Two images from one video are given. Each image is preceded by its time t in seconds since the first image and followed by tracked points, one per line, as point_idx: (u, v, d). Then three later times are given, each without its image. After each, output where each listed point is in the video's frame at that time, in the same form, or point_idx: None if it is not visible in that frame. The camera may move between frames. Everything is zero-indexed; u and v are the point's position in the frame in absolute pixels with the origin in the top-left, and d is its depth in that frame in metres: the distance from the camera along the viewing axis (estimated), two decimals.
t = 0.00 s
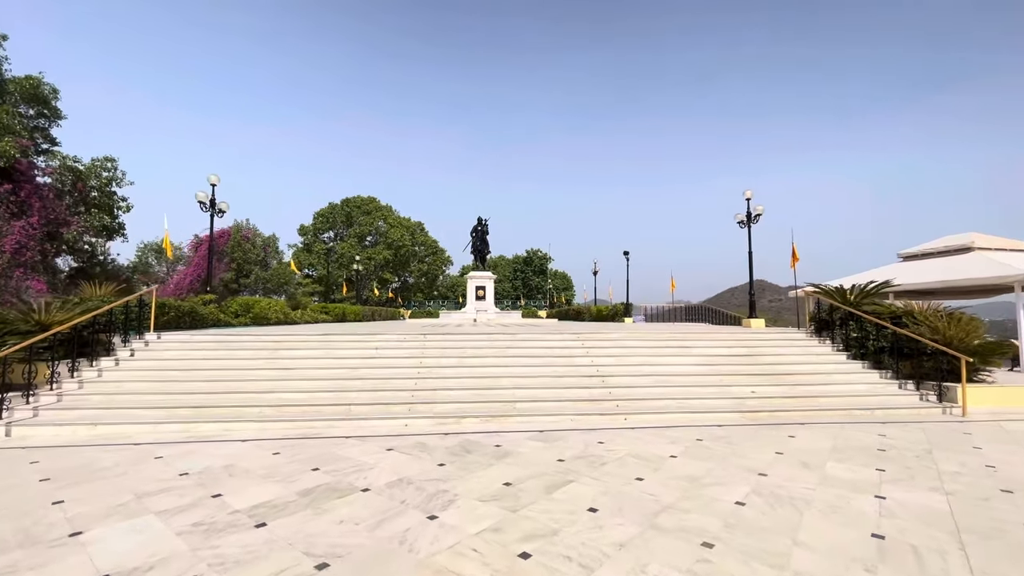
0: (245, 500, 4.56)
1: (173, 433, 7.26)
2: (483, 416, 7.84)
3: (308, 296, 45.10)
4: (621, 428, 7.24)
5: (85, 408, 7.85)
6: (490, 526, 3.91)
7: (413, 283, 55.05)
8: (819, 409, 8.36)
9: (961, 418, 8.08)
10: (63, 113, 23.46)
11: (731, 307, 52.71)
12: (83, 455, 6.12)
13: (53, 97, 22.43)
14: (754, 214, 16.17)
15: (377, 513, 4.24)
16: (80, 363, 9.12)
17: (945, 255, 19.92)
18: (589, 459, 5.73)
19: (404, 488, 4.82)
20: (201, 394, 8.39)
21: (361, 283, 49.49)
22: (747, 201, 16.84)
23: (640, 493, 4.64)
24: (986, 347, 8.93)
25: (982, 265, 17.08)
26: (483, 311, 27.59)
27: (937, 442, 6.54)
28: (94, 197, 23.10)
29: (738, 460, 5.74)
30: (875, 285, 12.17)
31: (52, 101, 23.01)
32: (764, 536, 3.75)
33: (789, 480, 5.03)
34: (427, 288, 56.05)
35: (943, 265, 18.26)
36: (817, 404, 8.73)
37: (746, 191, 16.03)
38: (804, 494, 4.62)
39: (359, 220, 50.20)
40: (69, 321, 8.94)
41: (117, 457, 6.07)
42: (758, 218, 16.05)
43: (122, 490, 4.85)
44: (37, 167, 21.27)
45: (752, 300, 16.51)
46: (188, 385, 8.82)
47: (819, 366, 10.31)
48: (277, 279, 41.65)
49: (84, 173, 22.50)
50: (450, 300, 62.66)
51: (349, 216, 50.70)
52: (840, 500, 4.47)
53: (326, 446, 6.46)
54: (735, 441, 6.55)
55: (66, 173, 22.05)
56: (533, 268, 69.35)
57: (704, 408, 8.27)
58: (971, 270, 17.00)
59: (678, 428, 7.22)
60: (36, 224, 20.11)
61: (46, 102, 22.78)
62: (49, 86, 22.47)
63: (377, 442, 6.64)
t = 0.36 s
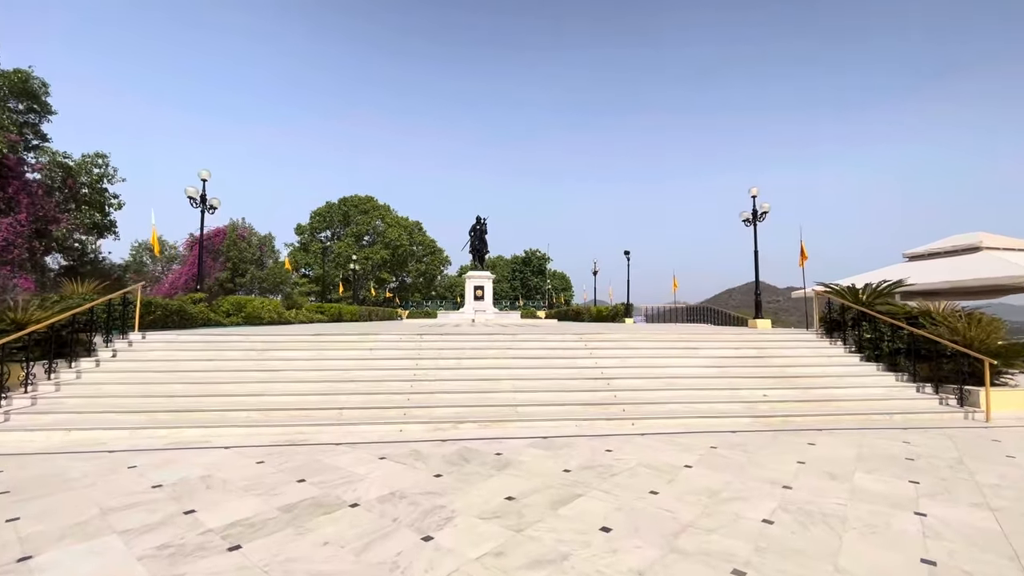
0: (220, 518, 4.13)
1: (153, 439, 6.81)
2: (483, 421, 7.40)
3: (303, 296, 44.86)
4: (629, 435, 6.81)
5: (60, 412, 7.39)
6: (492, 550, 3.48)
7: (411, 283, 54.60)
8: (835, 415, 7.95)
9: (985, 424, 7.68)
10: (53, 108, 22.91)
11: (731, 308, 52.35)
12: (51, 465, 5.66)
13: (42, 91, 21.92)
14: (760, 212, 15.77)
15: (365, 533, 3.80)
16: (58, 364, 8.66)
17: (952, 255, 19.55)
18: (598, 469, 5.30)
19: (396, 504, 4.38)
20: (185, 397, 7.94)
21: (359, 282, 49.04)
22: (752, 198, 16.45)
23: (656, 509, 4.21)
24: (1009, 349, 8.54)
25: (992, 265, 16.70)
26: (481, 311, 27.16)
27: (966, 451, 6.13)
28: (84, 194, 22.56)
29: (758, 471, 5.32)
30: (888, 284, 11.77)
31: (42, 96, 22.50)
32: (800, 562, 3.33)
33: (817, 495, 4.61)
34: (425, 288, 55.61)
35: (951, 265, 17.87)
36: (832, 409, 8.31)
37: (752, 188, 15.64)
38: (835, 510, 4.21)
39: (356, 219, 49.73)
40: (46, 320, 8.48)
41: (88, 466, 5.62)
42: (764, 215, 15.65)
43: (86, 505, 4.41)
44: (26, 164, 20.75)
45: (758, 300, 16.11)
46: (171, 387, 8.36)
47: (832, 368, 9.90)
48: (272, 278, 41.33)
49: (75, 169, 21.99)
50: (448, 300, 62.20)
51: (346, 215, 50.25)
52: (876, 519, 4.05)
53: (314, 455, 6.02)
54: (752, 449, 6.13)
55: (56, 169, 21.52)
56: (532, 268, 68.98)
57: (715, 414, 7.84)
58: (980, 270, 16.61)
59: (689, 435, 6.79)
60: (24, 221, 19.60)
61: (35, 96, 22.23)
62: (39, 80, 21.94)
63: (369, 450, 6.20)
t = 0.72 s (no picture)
0: (187, 540, 3.73)
1: (128, 447, 6.40)
2: (480, 429, 7.01)
3: (300, 296, 44.33)
4: (635, 445, 6.42)
5: (31, 417, 6.97)
6: None
7: (409, 284, 54.18)
8: (850, 423, 7.57)
9: (1006, 434, 7.31)
10: (43, 103, 22.45)
11: (731, 310, 52.02)
12: (14, 476, 5.26)
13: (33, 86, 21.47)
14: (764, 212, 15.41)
15: (347, 560, 3.42)
16: (33, 366, 8.26)
17: (958, 257, 19.20)
18: (602, 484, 4.91)
19: (382, 524, 3.98)
20: (165, 402, 7.52)
21: (356, 283, 48.64)
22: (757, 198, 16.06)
23: (669, 533, 3.83)
24: None
25: (1000, 267, 16.34)
26: (479, 312, 26.77)
27: (994, 463, 5.76)
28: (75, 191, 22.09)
29: (775, 487, 4.94)
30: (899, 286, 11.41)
31: (33, 91, 22.06)
32: None
33: (843, 514, 4.24)
34: (424, 289, 55.27)
35: (959, 266, 17.51)
36: (845, 416, 7.94)
37: (756, 188, 15.28)
38: (866, 535, 3.82)
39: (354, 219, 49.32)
40: (21, 319, 8.09)
41: (54, 477, 5.22)
42: (769, 216, 15.29)
43: (41, 524, 4.01)
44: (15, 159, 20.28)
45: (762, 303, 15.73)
46: (152, 391, 7.95)
47: (844, 373, 9.52)
48: (268, 279, 40.60)
49: (65, 165, 21.54)
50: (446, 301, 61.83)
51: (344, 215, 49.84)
52: (912, 544, 3.67)
53: (299, 466, 5.62)
54: (766, 461, 5.74)
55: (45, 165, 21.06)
56: (530, 269, 68.67)
57: (724, 422, 7.45)
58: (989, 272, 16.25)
59: (699, 445, 6.40)
60: (12, 218, 19.14)
61: (25, 91, 21.74)
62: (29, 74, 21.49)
63: (357, 461, 5.80)
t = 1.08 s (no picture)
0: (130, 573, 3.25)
1: (92, 457, 5.92)
2: (472, 440, 6.52)
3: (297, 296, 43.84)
4: (639, 458, 5.94)
5: None
6: None
7: (407, 284, 53.70)
8: (868, 435, 7.09)
9: None
10: (34, 97, 22.03)
11: (733, 313, 51.55)
12: None
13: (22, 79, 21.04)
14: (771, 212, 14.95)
15: None
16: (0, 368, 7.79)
17: (969, 260, 18.72)
18: (606, 505, 4.42)
19: (356, 554, 3.51)
20: (136, 407, 7.04)
21: (354, 283, 48.15)
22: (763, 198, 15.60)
23: (682, 567, 3.34)
24: None
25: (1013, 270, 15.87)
26: (478, 314, 26.31)
27: None
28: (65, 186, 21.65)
29: (796, 509, 4.45)
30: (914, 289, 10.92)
31: (22, 84, 21.60)
32: None
33: (877, 544, 3.75)
34: (423, 290, 54.81)
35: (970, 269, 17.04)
36: (862, 427, 7.46)
37: (762, 187, 14.83)
38: (908, 571, 3.35)
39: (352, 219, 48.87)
40: None
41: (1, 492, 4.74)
42: (775, 216, 14.81)
43: None
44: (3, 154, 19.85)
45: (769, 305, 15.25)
46: (124, 395, 7.46)
47: (858, 380, 9.04)
48: (264, 279, 39.76)
49: (55, 160, 21.09)
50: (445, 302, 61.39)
51: (342, 215, 49.41)
52: None
53: (272, 480, 5.14)
54: (783, 479, 5.25)
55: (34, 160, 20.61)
56: (530, 271, 68.27)
57: (734, 433, 6.96)
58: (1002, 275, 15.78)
59: (709, 459, 5.91)
60: None
61: (15, 84, 21.30)
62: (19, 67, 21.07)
63: (338, 474, 5.32)
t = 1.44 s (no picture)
0: None
1: (59, 466, 5.48)
2: (470, 450, 6.07)
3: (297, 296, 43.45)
4: (650, 472, 5.49)
5: None
6: None
7: (407, 285, 53.30)
8: (894, 447, 6.63)
9: None
10: (29, 92, 21.68)
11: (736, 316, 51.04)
12: None
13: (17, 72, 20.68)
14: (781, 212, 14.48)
15: None
16: None
17: (982, 264, 18.23)
18: (617, 528, 3.98)
19: None
20: (113, 410, 6.60)
21: (353, 283, 47.77)
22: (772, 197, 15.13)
23: None
24: None
25: None
26: (478, 315, 25.89)
27: None
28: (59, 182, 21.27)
29: (829, 533, 4.01)
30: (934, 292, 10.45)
31: (16, 78, 21.23)
32: None
33: None
34: (423, 290, 54.43)
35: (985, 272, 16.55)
36: (886, 438, 7.00)
37: (773, 186, 14.36)
38: None
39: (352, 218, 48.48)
40: None
41: None
42: (786, 216, 14.35)
43: None
44: None
45: (778, 308, 14.78)
46: (102, 397, 7.02)
47: (877, 387, 8.57)
48: (265, 277, 39.15)
49: (49, 156, 20.73)
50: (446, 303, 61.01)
51: (343, 214, 49.05)
52: None
53: (251, 494, 4.70)
54: (809, 497, 4.80)
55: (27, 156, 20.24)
56: (532, 272, 67.88)
57: (750, 444, 6.51)
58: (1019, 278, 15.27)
59: (726, 474, 5.45)
60: None
61: (10, 79, 20.95)
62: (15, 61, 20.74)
63: (322, 488, 4.88)
